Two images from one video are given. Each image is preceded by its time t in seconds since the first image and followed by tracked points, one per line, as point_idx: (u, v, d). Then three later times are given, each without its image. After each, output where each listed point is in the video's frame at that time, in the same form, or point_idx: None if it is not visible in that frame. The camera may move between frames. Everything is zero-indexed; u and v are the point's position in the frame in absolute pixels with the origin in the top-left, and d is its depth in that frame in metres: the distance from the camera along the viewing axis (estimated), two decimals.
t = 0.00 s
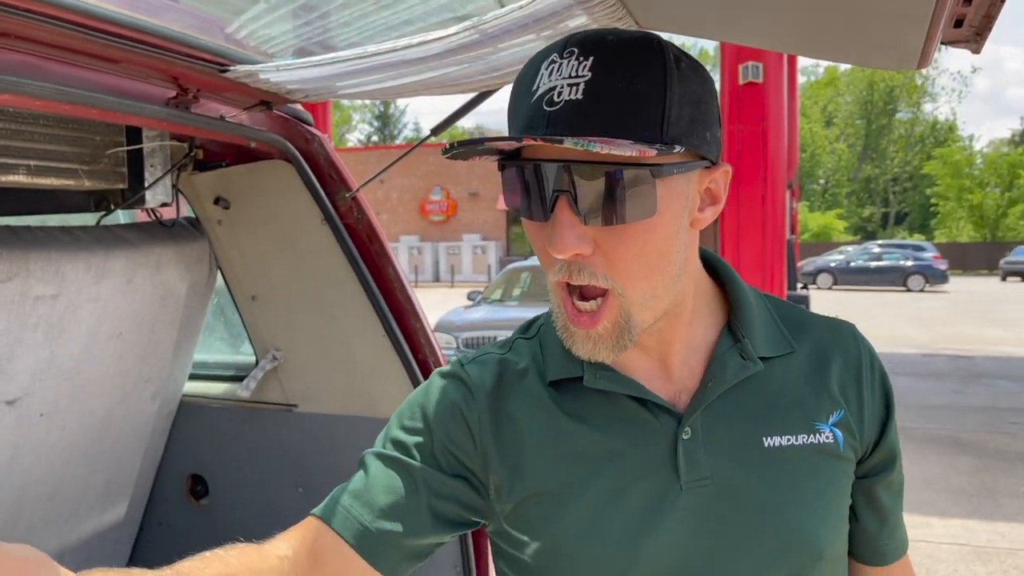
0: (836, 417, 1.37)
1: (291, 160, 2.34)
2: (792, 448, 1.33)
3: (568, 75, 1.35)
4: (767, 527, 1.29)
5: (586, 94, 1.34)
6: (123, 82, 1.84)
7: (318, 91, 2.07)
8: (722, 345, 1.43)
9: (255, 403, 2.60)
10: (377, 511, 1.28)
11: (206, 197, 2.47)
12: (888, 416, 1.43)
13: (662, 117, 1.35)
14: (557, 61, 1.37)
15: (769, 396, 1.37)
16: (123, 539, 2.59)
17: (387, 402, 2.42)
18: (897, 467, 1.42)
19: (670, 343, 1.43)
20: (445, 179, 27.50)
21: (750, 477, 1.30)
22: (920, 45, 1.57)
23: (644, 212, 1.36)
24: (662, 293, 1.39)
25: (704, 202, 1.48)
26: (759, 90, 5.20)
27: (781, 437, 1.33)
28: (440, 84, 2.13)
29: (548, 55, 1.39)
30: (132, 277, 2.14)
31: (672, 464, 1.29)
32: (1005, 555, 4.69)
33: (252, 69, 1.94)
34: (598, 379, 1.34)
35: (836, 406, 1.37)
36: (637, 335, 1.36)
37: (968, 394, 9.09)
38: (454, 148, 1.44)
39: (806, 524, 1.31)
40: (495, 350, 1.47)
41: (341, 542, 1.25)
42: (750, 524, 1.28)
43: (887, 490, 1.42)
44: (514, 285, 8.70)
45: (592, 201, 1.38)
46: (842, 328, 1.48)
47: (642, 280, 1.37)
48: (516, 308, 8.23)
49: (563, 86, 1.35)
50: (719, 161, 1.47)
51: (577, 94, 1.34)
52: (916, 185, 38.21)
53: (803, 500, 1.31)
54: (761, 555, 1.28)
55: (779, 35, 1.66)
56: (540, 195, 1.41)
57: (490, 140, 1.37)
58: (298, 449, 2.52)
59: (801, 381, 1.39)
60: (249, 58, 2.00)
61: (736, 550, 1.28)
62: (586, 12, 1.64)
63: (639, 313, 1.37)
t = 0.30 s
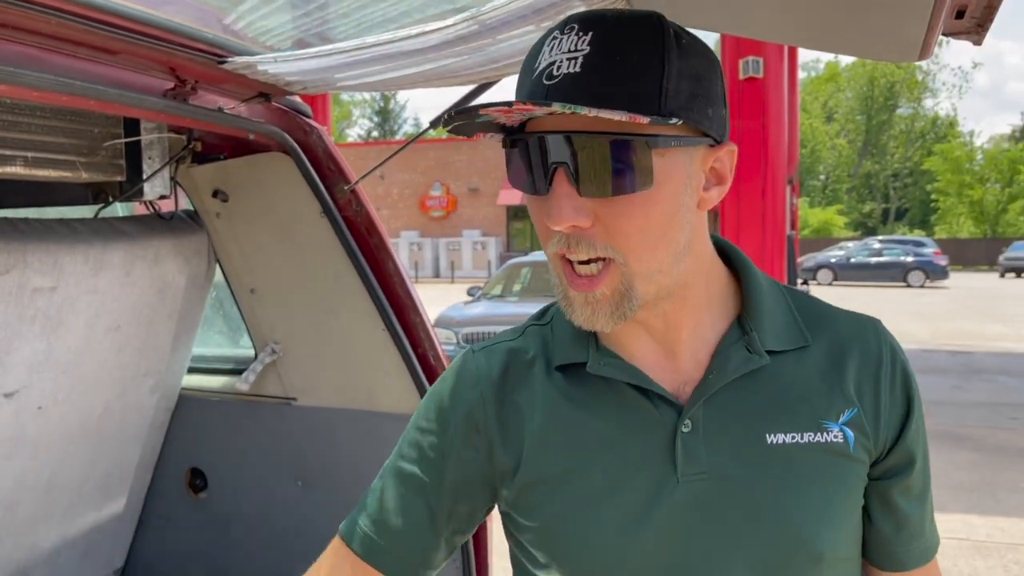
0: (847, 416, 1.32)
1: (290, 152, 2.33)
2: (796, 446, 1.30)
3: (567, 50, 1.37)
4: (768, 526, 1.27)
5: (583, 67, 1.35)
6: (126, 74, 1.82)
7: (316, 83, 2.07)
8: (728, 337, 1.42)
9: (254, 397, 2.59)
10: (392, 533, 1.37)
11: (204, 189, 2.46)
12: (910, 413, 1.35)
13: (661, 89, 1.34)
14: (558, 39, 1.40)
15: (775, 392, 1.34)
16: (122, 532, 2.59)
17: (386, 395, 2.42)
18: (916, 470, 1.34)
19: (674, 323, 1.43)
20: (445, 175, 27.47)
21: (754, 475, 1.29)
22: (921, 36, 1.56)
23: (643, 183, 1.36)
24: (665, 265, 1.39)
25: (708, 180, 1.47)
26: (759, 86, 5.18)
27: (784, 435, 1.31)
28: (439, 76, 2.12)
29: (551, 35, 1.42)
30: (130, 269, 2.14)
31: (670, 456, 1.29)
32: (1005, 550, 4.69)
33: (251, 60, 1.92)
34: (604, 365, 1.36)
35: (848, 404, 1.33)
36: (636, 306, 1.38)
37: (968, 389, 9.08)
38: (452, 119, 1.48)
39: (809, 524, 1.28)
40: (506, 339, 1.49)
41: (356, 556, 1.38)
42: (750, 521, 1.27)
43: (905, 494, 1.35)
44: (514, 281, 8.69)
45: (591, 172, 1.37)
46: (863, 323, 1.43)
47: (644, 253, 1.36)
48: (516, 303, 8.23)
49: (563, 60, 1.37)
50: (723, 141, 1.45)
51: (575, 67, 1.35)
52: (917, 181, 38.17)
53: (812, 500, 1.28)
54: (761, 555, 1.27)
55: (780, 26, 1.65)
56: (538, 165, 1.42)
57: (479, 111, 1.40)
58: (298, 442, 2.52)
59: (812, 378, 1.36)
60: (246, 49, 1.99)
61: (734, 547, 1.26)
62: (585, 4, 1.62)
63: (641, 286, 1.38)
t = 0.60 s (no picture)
0: (850, 429, 1.24)
1: (289, 148, 2.32)
2: (789, 458, 1.25)
3: (557, 34, 1.38)
4: (759, 537, 1.23)
5: (571, 48, 1.35)
6: (125, 69, 1.83)
7: (315, 78, 2.06)
8: (728, 340, 1.38)
9: (254, 392, 2.59)
10: (453, 530, 1.57)
11: (203, 184, 2.46)
12: (927, 428, 1.23)
13: (651, 71, 1.34)
14: (548, 24, 1.41)
15: (773, 398, 1.29)
16: (122, 528, 2.60)
17: (386, 390, 2.42)
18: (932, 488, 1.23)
19: (668, 314, 1.41)
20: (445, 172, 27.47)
21: (749, 483, 1.25)
22: (921, 30, 1.56)
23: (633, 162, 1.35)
24: (658, 251, 1.37)
25: (706, 166, 1.44)
26: (759, 81, 5.18)
27: (777, 446, 1.26)
28: (438, 71, 2.12)
29: (543, 21, 1.43)
30: (129, 265, 2.13)
31: (656, 459, 1.29)
32: (1004, 545, 4.70)
33: (250, 54, 1.91)
34: (598, 364, 1.40)
35: (851, 416, 1.25)
36: (626, 290, 1.38)
37: (967, 385, 9.09)
38: (443, 101, 1.53)
39: (798, 543, 1.22)
40: (517, 338, 1.57)
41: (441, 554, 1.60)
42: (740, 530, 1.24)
43: (918, 513, 1.23)
44: (514, 277, 8.70)
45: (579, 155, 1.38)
46: (889, 327, 1.32)
47: (635, 237, 1.35)
48: (516, 299, 8.23)
49: (552, 43, 1.38)
50: (721, 125, 1.44)
51: (563, 49, 1.35)
52: (916, 177, 38.16)
53: (808, 513, 1.22)
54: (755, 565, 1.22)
55: (781, 19, 1.64)
56: (530, 150, 1.45)
57: (465, 92, 1.44)
58: (298, 438, 2.52)
59: (817, 384, 1.29)
60: (246, 44, 1.99)
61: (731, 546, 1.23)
62: None
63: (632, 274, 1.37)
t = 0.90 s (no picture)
0: (846, 451, 1.21)
1: (289, 146, 2.32)
2: (781, 475, 1.24)
3: (567, 26, 1.41)
4: (748, 548, 1.24)
5: (579, 37, 1.38)
6: (125, 68, 1.83)
7: (314, 77, 2.06)
8: (733, 346, 1.37)
9: (254, 391, 2.59)
10: (502, 503, 1.69)
11: (203, 184, 2.46)
12: (937, 459, 1.17)
13: (660, 58, 1.35)
14: (559, 17, 1.44)
15: (776, 411, 1.28)
16: (123, 527, 2.60)
17: (386, 388, 2.42)
18: (938, 522, 1.17)
19: (682, 311, 1.42)
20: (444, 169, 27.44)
21: (740, 492, 1.26)
22: (921, 28, 1.56)
23: (643, 149, 1.37)
24: (670, 244, 1.37)
25: (721, 158, 1.44)
26: (758, 78, 5.18)
27: (769, 460, 1.26)
28: (438, 69, 2.12)
29: (554, 15, 1.47)
30: (129, 265, 2.13)
31: (650, 458, 1.34)
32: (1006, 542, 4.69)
33: (250, 53, 1.91)
34: (604, 361, 1.48)
35: (850, 439, 1.22)
36: (638, 283, 1.38)
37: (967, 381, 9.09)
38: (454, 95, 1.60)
39: (789, 558, 1.22)
40: (552, 331, 1.65)
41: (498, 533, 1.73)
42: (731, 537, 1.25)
43: (923, 546, 1.18)
44: (514, 274, 8.70)
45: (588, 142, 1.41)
46: (912, 346, 1.25)
47: (646, 227, 1.37)
48: (516, 296, 8.23)
49: (562, 35, 1.41)
50: (735, 115, 1.44)
51: (573, 39, 1.38)
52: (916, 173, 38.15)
53: (801, 532, 1.22)
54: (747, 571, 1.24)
55: (781, 17, 1.64)
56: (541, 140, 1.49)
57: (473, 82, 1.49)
58: (297, 437, 2.52)
59: (822, 399, 1.26)
60: (245, 43, 1.99)
61: (723, 545, 1.25)
62: None
63: (644, 268, 1.38)
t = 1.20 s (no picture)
0: (850, 451, 1.20)
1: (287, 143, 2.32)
2: (782, 472, 1.24)
3: (587, 15, 1.43)
4: (746, 543, 1.24)
5: (594, 29, 1.39)
6: (122, 66, 1.83)
7: (313, 74, 2.05)
8: (746, 340, 1.38)
9: (254, 389, 2.59)
10: (513, 485, 1.70)
11: (202, 182, 2.46)
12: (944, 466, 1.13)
13: (673, 52, 1.34)
14: (583, 6, 1.46)
15: (783, 407, 1.27)
16: (123, 525, 2.60)
17: (386, 386, 2.42)
18: (941, 530, 1.13)
19: (692, 306, 1.42)
20: (443, 167, 27.44)
21: (741, 487, 1.26)
22: (922, 25, 1.55)
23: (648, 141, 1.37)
24: (674, 239, 1.38)
25: (735, 156, 1.42)
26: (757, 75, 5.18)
27: (771, 456, 1.25)
28: (436, 66, 2.12)
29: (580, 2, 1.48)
30: (128, 263, 2.13)
31: (653, 448, 1.34)
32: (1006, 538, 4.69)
33: (248, 51, 1.90)
34: (616, 346, 1.49)
35: (855, 440, 1.20)
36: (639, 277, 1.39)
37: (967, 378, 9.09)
38: (476, 80, 1.63)
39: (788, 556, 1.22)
40: (575, 320, 1.66)
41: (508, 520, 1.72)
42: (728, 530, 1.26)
43: (925, 553, 1.14)
44: (513, 272, 8.70)
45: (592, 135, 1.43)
46: (930, 350, 1.23)
47: (648, 221, 1.37)
48: (515, 294, 8.23)
49: (581, 25, 1.43)
50: (753, 112, 1.42)
51: (589, 30, 1.40)
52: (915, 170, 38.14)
53: (800, 530, 1.22)
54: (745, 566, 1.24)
55: (781, 13, 1.63)
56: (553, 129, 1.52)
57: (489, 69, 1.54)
58: (297, 435, 2.52)
59: (830, 398, 1.25)
60: (244, 40, 1.99)
61: (722, 538, 1.26)
62: None
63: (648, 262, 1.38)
